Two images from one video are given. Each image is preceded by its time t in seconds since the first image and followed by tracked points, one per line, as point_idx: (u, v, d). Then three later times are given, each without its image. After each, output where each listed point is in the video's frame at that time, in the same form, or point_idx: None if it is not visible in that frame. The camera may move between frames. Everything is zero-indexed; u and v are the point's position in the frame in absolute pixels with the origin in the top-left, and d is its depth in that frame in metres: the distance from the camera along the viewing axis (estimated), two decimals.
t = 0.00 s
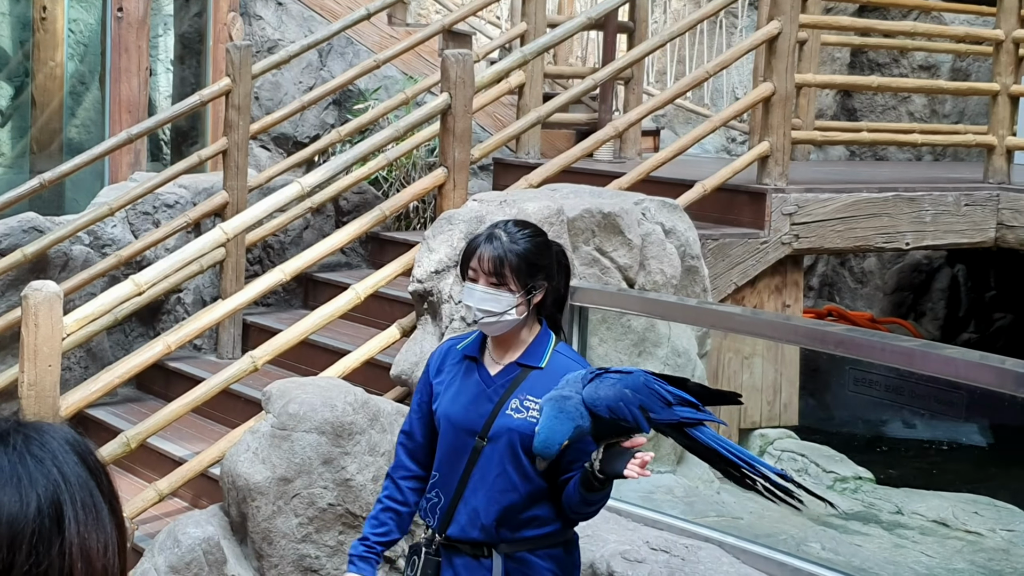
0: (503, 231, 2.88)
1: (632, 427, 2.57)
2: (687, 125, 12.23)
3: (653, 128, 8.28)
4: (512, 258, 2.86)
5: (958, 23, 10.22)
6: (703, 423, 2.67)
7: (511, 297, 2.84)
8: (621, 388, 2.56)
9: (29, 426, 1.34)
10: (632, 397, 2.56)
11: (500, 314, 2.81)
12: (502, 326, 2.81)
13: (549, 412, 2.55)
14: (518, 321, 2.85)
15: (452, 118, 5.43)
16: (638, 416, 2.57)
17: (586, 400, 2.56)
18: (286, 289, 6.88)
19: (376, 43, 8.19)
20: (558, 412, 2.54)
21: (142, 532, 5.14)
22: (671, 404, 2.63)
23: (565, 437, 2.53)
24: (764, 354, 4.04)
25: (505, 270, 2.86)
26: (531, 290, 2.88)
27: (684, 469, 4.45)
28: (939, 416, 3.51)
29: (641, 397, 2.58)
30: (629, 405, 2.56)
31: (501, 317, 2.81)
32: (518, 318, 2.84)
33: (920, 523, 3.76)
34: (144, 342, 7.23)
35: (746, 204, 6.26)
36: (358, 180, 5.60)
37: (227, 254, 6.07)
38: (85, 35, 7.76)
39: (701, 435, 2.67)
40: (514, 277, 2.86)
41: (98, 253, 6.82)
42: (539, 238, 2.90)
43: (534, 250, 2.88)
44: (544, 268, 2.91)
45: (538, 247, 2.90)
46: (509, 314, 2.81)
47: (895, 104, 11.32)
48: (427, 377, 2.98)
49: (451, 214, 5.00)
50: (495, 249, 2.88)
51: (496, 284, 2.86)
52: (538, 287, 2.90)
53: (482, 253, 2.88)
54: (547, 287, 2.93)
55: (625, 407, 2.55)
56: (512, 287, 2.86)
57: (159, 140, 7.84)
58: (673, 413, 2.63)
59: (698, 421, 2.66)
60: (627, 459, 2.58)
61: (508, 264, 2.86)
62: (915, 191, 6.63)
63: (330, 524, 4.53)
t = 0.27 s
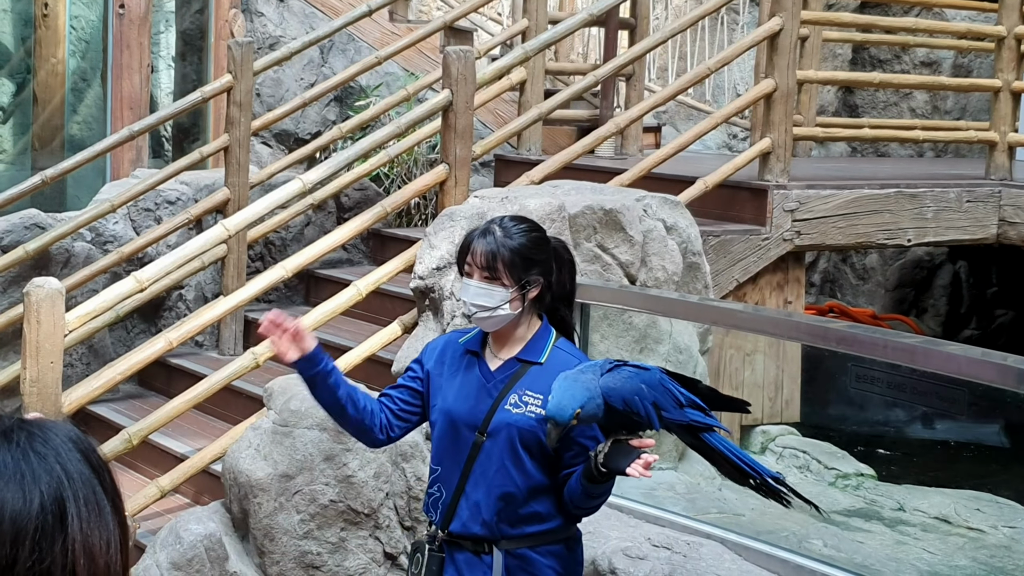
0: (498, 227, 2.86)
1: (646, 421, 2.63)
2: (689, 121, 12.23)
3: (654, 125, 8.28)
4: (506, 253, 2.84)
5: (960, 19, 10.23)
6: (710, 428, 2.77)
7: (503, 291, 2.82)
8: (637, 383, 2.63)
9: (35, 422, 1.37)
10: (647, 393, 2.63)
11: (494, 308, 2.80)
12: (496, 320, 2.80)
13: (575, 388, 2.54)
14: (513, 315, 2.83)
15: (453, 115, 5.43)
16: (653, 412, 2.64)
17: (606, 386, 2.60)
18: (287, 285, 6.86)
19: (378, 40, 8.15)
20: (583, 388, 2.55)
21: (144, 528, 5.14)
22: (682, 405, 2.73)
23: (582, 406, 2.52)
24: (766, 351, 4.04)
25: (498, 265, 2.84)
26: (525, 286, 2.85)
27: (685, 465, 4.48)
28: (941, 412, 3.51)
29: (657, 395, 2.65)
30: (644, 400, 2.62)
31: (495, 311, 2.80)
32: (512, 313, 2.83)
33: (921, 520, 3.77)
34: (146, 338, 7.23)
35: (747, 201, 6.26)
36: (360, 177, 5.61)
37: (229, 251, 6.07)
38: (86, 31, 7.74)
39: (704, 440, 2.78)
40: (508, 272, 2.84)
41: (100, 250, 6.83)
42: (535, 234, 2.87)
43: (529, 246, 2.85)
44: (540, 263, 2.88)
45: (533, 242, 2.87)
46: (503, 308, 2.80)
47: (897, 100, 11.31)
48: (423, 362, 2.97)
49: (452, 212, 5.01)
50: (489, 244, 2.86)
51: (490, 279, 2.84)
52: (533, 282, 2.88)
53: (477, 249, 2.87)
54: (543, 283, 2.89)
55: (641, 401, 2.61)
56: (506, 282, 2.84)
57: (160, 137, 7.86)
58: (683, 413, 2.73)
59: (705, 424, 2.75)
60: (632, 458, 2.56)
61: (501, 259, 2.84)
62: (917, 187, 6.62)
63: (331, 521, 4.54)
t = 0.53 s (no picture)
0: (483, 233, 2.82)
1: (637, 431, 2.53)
2: (690, 117, 12.24)
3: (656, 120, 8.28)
4: (483, 262, 2.79)
5: (961, 14, 10.23)
6: (691, 460, 2.70)
7: (482, 299, 2.82)
8: (638, 395, 2.52)
9: (27, 422, 1.38)
10: (647, 406, 2.54)
11: (471, 316, 2.82)
12: (479, 326, 2.82)
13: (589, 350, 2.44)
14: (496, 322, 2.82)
15: (454, 109, 5.43)
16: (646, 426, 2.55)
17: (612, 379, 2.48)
18: (289, 280, 6.88)
19: (378, 34, 8.17)
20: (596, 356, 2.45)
21: (144, 523, 5.14)
22: (671, 428, 2.66)
23: (589, 362, 2.42)
24: (767, 345, 4.04)
25: (475, 272, 2.81)
26: (505, 292, 2.80)
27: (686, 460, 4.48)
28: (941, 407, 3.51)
29: (653, 411, 2.57)
30: (641, 412, 2.53)
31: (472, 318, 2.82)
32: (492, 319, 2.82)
33: (921, 515, 3.77)
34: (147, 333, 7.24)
35: (748, 196, 6.26)
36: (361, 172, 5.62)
37: (230, 245, 6.07)
38: (87, 26, 7.75)
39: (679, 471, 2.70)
40: (486, 280, 2.80)
41: (100, 245, 6.83)
42: (516, 240, 2.80)
43: (508, 253, 2.79)
44: (520, 267, 2.80)
45: (510, 248, 2.80)
46: (482, 316, 2.80)
47: (897, 96, 11.32)
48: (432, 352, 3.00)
49: (454, 207, 5.01)
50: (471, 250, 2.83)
51: (470, 285, 2.83)
52: (516, 287, 2.81)
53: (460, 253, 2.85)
54: (526, 288, 2.82)
55: (639, 411, 2.52)
56: (485, 290, 2.81)
57: (161, 131, 7.86)
58: (671, 436, 2.65)
59: (684, 455, 2.68)
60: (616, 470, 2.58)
61: (478, 267, 2.81)
62: (918, 182, 6.62)
63: (331, 515, 4.54)
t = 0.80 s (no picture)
0: (478, 236, 2.79)
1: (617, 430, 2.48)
2: (689, 115, 12.24)
3: (656, 118, 8.29)
4: (475, 265, 2.77)
5: (961, 13, 10.23)
6: (667, 483, 2.59)
7: (473, 300, 2.81)
8: (628, 398, 2.47)
9: (18, 418, 1.37)
10: (634, 411, 2.48)
11: (463, 313, 2.83)
12: (472, 324, 2.83)
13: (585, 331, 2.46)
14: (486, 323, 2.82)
15: (454, 108, 5.43)
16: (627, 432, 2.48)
17: (604, 373, 2.46)
18: (288, 278, 6.89)
19: (379, 33, 8.13)
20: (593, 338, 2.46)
21: (144, 520, 5.15)
22: (654, 443, 2.57)
23: (580, 341, 2.44)
24: (766, 344, 4.04)
25: (467, 272, 2.79)
26: (497, 297, 2.78)
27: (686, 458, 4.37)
28: (941, 405, 3.51)
29: (640, 418, 2.50)
30: (627, 416, 2.47)
31: (462, 316, 2.84)
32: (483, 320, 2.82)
33: (920, 514, 3.77)
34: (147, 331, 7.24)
35: (748, 194, 6.27)
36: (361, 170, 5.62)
37: (229, 244, 6.07)
38: (86, 24, 7.74)
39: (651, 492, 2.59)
40: (476, 284, 2.78)
41: (100, 242, 6.83)
42: (510, 246, 2.77)
43: (501, 259, 2.76)
44: (514, 274, 2.77)
45: (504, 253, 2.77)
46: (473, 317, 2.81)
47: (897, 94, 11.33)
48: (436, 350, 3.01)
49: (453, 205, 4.98)
50: (465, 249, 2.81)
51: (463, 285, 2.82)
52: (509, 293, 2.79)
53: (455, 250, 2.83)
54: (519, 294, 2.78)
55: (625, 414, 2.46)
56: (476, 292, 2.80)
57: (160, 129, 7.86)
58: (650, 452, 2.54)
59: (662, 476, 2.58)
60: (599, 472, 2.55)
61: (471, 269, 2.79)
62: (918, 181, 6.63)
63: (331, 513, 4.54)
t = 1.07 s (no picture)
0: (484, 229, 2.82)
1: (595, 427, 2.50)
2: (689, 113, 12.25)
3: (655, 116, 8.29)
4: (479, 257, 2.79)
5: (960, 11, 10.24)
6: (643, 492, 2.61)
7: (479, 292, 2.82)
8: (612, 397, 2.48)
9: (16, 413, 1.37)
10: (617, 411, 2.49)
11: (470, 306, 2.84)
12: (478, 318, 2.84)
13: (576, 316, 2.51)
14: (492, 316, 2.82)
15: (454, 106, 5.43)
16: (606, 431, 2.50)
17: (589, 367, 2.47)
18: (287, 276, 6.88)
19: (378, 31, 8.13)
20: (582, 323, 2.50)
21: (143, 518, 5.15)
22: (635, 450, 2.57)
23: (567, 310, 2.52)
24: (765, 341, 4.05)
25: (472, 265, 2.80)
26: (502, 289, 2.79)
27: (685, 455, 4.38)
28: (940, 403, 3.51)
29: (621, 420, 2.52)
30: (609, 415, 2.49)
31: (469, 308, 2.85)
32: (489, 312, 2.82)
33: (920, 511, 3.76)
34: (146, 329, 7.24)
35: (747, 192, 6.27)
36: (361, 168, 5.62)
37: (229, 241, 6.08)
38: (86, 22, 7.74)
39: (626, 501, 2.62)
40: (481, 276, 2.80)
41: (100, 240, 6.83)
42: (515, 238, 2.79)
43: (506, 251, 2.77)
44: (519, 265, 2.77)
45: (510, 244, 2.78)
46: (479, 309, 2.82)
47: (896, 92, 11.33)
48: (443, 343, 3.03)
49: (453, 202, 4.97)
50: (471, 242, 2.83)
51: (469, 277, 2.83)
52: (513, 285, 2.79)
53: (461, 244, 2.85)
54: (524, 286, 2.78)
55: (605, 413, 2.47)
56: (481, 284, 2.81)
57: (160, 127, 7.85)
58: (631, 459, 2.56)
59: (639, 484, 2.60)
60: (580, 468, 2.57)
61: (477, 261, 2.80)
62: (917, 179, 6.63)
63: (331, 511, 4.54)
